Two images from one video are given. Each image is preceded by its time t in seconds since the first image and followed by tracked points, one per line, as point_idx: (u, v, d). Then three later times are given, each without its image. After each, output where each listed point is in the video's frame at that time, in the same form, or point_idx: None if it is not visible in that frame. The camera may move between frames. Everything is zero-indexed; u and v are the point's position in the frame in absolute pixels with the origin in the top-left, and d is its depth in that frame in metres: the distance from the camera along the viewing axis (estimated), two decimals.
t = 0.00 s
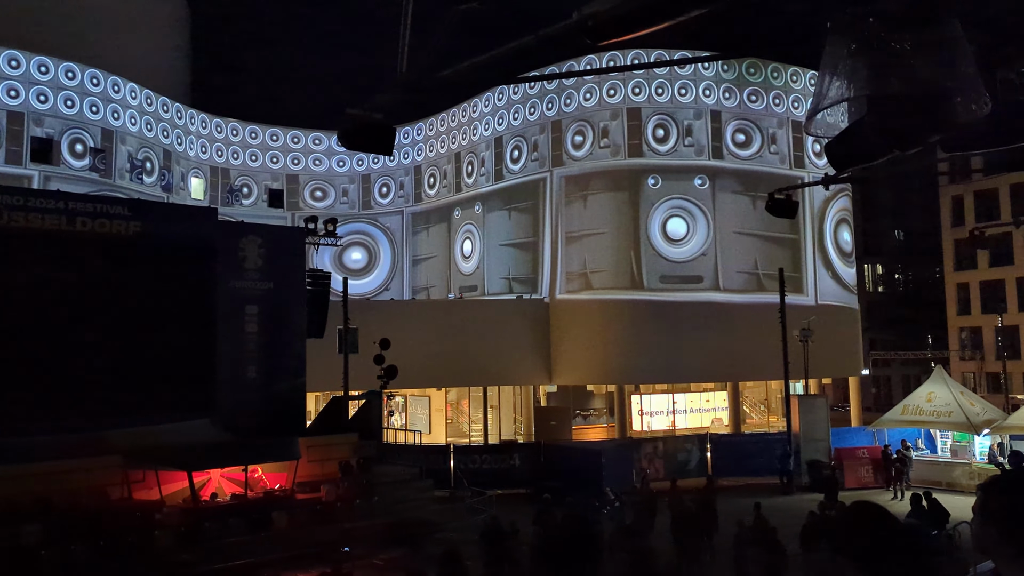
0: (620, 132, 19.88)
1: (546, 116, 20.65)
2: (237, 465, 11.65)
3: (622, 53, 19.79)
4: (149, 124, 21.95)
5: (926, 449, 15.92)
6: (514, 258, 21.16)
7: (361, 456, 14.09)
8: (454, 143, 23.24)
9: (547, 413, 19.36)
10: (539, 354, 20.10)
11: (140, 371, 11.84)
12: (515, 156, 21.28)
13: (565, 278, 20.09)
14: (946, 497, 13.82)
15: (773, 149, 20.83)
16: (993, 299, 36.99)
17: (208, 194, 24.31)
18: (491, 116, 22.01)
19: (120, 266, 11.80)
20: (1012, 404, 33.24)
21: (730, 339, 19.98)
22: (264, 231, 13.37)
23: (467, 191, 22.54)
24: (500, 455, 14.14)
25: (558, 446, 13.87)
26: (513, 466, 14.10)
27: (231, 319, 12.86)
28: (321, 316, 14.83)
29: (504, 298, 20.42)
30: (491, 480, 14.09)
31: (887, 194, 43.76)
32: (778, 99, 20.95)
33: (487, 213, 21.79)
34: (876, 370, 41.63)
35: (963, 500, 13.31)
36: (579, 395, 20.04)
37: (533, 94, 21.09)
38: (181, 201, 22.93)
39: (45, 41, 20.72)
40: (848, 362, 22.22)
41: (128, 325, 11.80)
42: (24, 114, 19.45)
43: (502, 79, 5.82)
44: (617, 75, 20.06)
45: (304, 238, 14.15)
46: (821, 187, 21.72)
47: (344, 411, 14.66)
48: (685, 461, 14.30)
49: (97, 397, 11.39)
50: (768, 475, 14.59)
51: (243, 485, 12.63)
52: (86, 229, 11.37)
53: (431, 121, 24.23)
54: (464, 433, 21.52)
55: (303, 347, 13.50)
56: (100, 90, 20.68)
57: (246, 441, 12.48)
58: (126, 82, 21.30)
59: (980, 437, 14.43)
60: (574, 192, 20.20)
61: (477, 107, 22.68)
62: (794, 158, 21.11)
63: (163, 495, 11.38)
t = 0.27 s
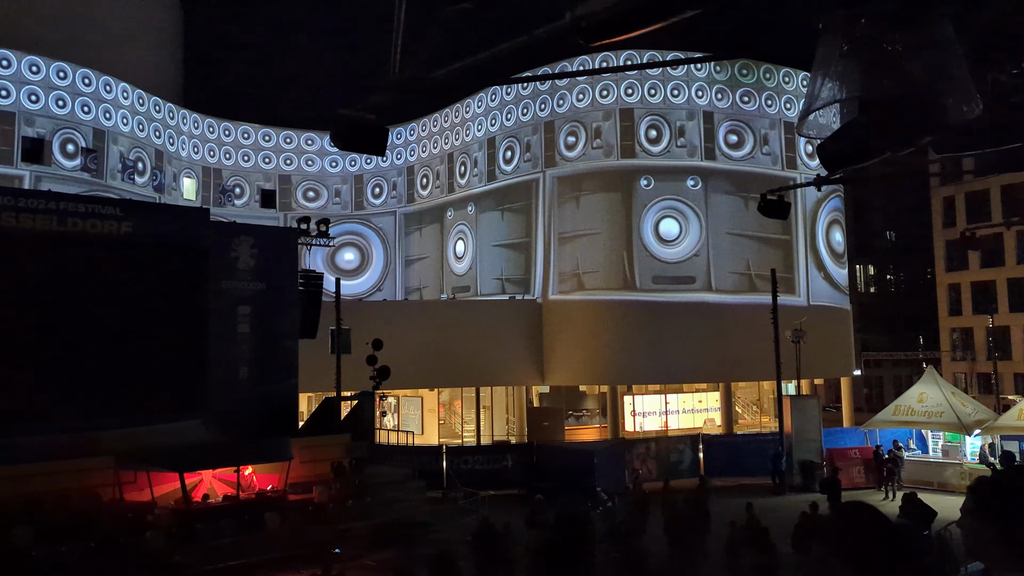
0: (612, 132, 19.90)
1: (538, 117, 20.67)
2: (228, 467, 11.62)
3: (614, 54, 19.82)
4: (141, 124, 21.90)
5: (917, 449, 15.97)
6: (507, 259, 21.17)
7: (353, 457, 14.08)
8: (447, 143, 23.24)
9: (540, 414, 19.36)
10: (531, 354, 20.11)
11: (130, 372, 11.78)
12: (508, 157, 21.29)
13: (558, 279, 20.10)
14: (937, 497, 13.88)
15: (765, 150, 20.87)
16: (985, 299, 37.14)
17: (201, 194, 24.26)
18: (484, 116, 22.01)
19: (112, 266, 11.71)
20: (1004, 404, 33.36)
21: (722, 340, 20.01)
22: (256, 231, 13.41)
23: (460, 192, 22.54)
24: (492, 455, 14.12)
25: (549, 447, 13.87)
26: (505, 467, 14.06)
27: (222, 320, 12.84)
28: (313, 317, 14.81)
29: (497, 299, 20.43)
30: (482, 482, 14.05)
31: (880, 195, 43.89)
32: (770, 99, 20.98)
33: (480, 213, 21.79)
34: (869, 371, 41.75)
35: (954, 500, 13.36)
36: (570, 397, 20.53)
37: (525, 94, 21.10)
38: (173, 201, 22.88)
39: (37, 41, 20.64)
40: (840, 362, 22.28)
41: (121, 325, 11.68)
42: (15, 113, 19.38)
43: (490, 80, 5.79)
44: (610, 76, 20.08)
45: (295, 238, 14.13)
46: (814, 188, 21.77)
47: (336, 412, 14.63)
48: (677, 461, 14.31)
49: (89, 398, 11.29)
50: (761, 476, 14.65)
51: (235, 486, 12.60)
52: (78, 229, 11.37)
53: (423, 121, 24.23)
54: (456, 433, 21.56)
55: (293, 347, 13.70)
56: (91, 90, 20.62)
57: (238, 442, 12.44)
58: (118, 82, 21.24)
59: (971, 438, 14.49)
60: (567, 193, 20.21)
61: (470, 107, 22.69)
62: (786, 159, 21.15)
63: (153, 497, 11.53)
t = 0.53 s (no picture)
0: (607, 133, 19.92)
1: (533, 117, 20.67)
2: (222, 467, 11.59)
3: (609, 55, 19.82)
4: (135, 123, 21.84)
5: (911, 449, 16.03)
6: (502, 259, 21.16)
7: (348, 457, 14.07)
8: (441, 143, 23.23)
9: (535, 414, 19.37)
10: (526, 354, 20.11)
11: (124, 373, 11.76)
12: (503, 157, 21.29)
13: (553, 279, 20.11)
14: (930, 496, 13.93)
15: (760, 150, 20.91)
16: (978, 299, 37.27)
17: (195, 194, 24.24)
18: (479, 116, 21.99)
19: (104, 266, 11.76)
20: (998, 404, 33.48)
21: (717, 340, 20.05)
22: (251, 231, 13.28)
23: (455, 192, 22.53)
24: (487, 455, 14.12)
25: (545, 447, 13.86)
26: (500, 467, 14.06)
27: (216, 320, 12.81)
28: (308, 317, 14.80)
29: (492, 299, 20.42)
30: (478, 482, 14.05)
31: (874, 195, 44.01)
32: (765, 100, 21.02)
33: (475, 213, 21.79)
34: (863, 371, 41.88)
35: (947, 500, 13.40)
36: (566, 398, 20.18)
37: (520, 94, 21.10)
38: (167, 201, 22.84)
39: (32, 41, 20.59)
40: (835, 362, 22.34)
41: (113, 326, 11.70)
42: (8, 113, 19.30)
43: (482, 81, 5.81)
44: (605, 76, 20.09)
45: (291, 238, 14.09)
46: (808, 188, 21.83)
47: (331, 412, 14.63)
48: (671, 461, 14.35)
49: (82, 398, 11.30)
50: (756, 476, 14.68)
51: (229, 487, 12.57)
52: (71, 229, 11.31)
53: (418, 121, 24.21)
54: (451, 433, 21.58)
55: (289, 347, 13.55)
56: (85, 89, 20.56)
57: (232, 442, 12.42)
58: (111, 82, 21.18)
59: (964, 438, 14.54)
60: (562, 193, 20.22)
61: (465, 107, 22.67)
62: (781, 159, 21.20)
63: (148, 497, 11.42)
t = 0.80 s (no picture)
0: (603, 132, 19.93)
1: (529, 117, 20.68)
2: (216, 467, 11.57)
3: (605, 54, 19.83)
4: (129, 123, 21.78)
5: (905, 449, 16.08)
6: (497, 259, 21.16)
7: (343, 457, 14.06)
8: (437, 143, 23.22)
9: (531, 414, 19.38)
10: (521, 354, 20.11)
11: (118, 372, 11.73)
12: (498, 157, 21.28)
13: (548, 279, 20.11)
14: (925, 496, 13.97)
15: (755, 150, 20.94)
16: (972, 299, 37.39)
17: (190, 194, 24.20)
18: (475, 116, 21.99)
19: (97, 266, 11.74)
20: (992, 403, 33.57)
21: (713, 339, 20.07)
22: (247, 230, 13.20)
23: (450, 192, 22.52)
24: (483, 455, 14.11)
25: (541, 446, 13.85)
26: (496, 467, 14.05)
27: (211, 320, 12.77)
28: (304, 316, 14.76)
29: (487, 299, 20.42)
30: (473, 482, 14.04)
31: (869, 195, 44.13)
32: (760, 100, 21.04)
33: (471, 213, 21.79)
34: (858, 370, 41.97)
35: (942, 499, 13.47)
36: (561, 396, 20.01)
37: (516, 94, 21.09)
38: (162, 201, 22.80)
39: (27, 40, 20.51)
40: (829, 362, 22.38)
41: (106, 325, 11.70)
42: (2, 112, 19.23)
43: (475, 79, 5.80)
44: (601, 76, 20.10)
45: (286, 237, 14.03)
46: (803, 188, 21.87)
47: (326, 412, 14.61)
48: (667, 461, 14.21)
49: (76, 398, 11.25)
50: (752, 475, 14.72)
51: (224, 487, 12.53)
52: (65, 229, 11.19)
53: (414, 121, 24.19)
54: (446, 433, 21.60)
55: (284, 347, 13.48)
56: (80, 89, 20.50)
57: (227, 442, 12.39)
58: (106, 81, 21.12)
59: (959, 438, 14.80)
60: (557, 193, 20.22)
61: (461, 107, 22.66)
62: (776, 159, 21.23)
63: (142, 497, 11.38)
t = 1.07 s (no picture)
0: (601, 133, 19.94)
1: (527, 117, 20.68)
2: (214, 468, 11.55)
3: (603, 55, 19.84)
4: (127, 123, 21.76)
5: (903, 449, 16.10)
6: (495, 259, 21.16)
7: (341, 457, 14.07)
8: (435, 143, 23.22)
9: (529, 414, 19.39)
10: (519, 354, 20.11)
11: (115, 373, 11.70)
12: (496, 157, 21.27)
13: (546, 279, 20.11)
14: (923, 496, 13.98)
15: (753, 150, 20.96)
16: (970, 299, 37.45)
17: (188, 194, 24.20)
18: (473, 116, 21.98)
19: (96, 266, 11.66)
20: (989, 403, 33.60)
21: (711, 339, 20.08)
22: (244, 231, 13.25)
23: (448, 192, 22.52)
24: (481, 455, 14.11)
25: (539, 447, 13.86)
26: (494, 467, 14.05)
27: (208, 320, 12.77)
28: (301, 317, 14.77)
29: (485, 299, 20.41)
30: (471, 482, 14.05)
31: (867, 195, 44.16)
32: (758, 100, 21.06)
33: (468, 213, 21.79)
34: (856, 370, 42.01)
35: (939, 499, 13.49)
36: (559, 397, 20.49)
37: (514, 95, 21.09)
38: (160, 201, 22.79)
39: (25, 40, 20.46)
40: (827, 362, 22.40)
41: (104, 326, 11.66)
42: None
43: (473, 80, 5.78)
44: (598, 76, 20.11)
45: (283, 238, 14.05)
46: (801, 188, 21.89)
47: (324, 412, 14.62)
48: (664, 461, 14.34)
49: (74, 400, 11.22)
50: (750, 476, 14.75)
51: (223, 487, 12.51)
52: (63, 229, 11.16)
53: (412, 121, 24.19)
54: (445, 433, 21.54)
55: (281, 347, 13.52)
56: (77, 89, 20.48)
57: (225, 443, 12.39)
58: (104, 81, 21.08)
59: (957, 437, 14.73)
60: (555, 193, 20.22)
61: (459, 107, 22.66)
62: (774, 159, 21.25)
63: (141, 498, 11.49)
